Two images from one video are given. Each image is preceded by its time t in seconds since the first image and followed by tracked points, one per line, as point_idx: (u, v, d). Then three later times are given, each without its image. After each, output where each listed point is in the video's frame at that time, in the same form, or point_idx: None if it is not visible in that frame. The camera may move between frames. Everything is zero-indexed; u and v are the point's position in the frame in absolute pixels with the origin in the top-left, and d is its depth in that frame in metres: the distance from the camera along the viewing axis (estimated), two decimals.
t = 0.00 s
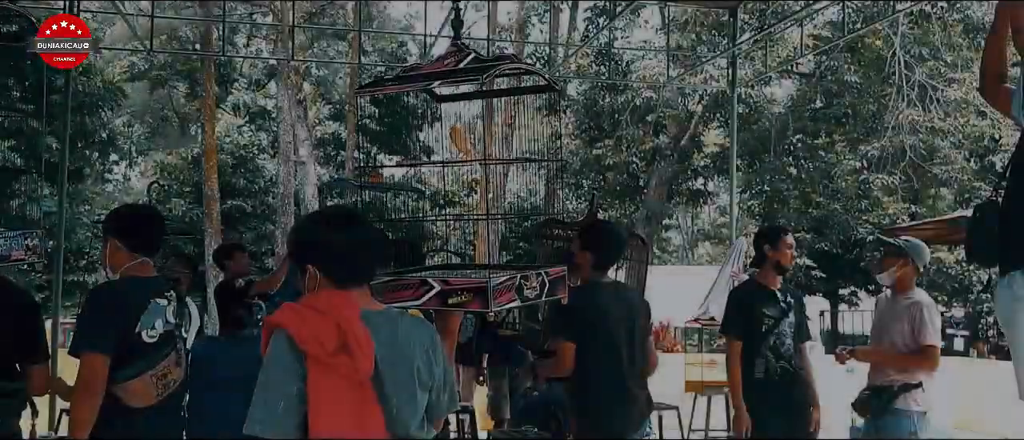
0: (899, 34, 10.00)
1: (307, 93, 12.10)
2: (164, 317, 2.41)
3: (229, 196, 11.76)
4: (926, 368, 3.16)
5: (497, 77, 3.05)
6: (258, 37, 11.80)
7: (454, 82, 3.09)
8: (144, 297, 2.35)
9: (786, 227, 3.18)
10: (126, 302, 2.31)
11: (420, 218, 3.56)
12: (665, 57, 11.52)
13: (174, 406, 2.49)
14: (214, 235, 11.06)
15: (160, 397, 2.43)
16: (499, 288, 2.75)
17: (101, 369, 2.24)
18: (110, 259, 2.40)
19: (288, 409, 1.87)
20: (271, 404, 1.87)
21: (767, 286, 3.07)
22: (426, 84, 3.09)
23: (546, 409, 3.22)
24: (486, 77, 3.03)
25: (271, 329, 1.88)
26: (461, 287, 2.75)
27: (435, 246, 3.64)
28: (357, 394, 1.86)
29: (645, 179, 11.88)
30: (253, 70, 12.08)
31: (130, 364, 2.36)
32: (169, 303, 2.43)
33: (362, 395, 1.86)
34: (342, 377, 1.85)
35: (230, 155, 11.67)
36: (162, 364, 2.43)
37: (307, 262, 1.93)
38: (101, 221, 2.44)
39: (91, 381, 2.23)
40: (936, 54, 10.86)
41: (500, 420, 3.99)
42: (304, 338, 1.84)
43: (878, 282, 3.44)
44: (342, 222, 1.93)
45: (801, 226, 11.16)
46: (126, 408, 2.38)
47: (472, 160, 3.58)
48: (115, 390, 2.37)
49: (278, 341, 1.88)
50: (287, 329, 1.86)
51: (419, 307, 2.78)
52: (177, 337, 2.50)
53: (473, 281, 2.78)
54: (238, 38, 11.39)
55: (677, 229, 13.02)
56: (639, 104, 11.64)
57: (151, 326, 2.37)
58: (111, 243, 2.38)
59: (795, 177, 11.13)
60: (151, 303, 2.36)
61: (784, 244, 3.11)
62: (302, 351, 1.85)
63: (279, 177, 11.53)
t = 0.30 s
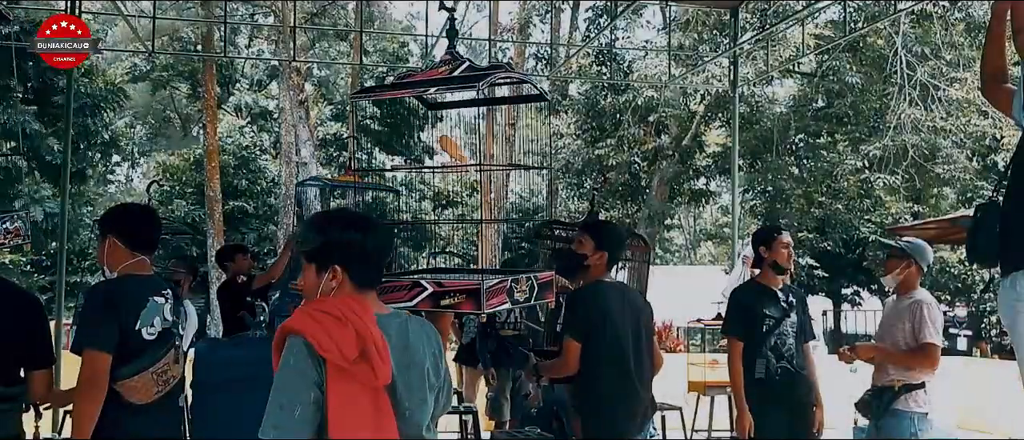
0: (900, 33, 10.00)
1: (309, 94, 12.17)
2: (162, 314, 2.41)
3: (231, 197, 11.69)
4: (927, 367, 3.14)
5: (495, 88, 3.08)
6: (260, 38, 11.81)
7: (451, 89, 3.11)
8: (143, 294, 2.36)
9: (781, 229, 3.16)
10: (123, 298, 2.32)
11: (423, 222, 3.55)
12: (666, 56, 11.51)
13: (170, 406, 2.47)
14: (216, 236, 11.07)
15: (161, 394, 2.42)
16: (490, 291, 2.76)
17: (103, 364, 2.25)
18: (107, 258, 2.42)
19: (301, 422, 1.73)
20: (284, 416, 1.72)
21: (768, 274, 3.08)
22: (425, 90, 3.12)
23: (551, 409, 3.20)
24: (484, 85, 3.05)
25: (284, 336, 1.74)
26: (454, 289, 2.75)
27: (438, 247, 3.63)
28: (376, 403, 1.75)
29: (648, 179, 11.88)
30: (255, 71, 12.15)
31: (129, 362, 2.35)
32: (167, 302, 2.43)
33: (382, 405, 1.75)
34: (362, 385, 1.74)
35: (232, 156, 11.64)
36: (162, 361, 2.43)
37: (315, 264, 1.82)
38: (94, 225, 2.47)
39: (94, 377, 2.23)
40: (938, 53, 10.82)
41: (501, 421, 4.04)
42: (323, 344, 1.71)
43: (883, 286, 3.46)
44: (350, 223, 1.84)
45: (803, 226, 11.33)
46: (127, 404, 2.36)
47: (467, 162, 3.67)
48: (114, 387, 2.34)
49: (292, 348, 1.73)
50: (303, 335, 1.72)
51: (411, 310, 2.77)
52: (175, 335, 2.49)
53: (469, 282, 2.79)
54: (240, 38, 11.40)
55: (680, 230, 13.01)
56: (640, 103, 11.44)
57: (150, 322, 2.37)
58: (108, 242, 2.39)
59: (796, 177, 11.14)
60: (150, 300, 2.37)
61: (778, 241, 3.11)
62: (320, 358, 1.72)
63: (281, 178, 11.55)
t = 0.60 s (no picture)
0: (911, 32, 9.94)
1: (318, 97, 12.20)
2: (184, 320, 2.52)
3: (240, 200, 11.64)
4: (937, 366, 3.15)
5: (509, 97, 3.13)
6: (269, 42, 11.84)
7: (465, 95, 3.13)
8: (171, 299, 2.46)
9: (787, 229, 3.25)
10: (151, 304, 2.41)
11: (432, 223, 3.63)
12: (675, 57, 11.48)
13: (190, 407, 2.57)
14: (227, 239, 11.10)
15: (186, 396, 2.55)
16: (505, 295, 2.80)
17: (134, 367, 2.34)
18: (129, 264, 2.50)
19: (331, 426, 1.74)
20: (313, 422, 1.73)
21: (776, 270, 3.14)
22: (439, 96, 3.13)
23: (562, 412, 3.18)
24: (500, 90, 3.09)
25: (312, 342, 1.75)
26: (469, 294, 2.75)
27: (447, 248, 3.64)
28: (403, 408, 1.77)
29: (657, 180, 11.82)
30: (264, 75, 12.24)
31: (155, 366, 2.46)
32: (187, 307, 2.53)
33: (409, 411, 1.78)
34: (390, 391, 1.76)
35: (242, 160, 11.52)
36: (188, 365, 2.55)
37: (339, 271, 1.85)
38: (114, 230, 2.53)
39: (125, 381, 2.33)
40: (948, 51, 10.70)
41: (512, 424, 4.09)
42: (353, 350, 1.74)
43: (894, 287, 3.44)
44: (373, 230, 1.88)
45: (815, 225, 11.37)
46: (155, 407, 2.49)
47: (471, 170, 3.76)
48: (143, 390, 2.46)
49: (321, 353, 1.75)
50: (333, 340, 1.74)
51: (421, 314, 2.75)
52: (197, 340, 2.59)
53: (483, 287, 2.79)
54: (249, 42, 11.43)
55: (690, 230, 12.96)
56: (649, 103, 11.50)
57: (175, 328, 2.48)
58: (131, 246, 2.49)
59: (806, 177, 11.13)
60: (173, 306, 2.46)
61: (778, 241, 3.19)
62: (350, 364, 1.74)
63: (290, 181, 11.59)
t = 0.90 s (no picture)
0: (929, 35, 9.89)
1: (335, 105, 12.27)
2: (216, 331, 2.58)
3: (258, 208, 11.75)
4: (956, 372, 3.13)
5: (516, 114, 3.27)
6: (286, 50, 11.91)
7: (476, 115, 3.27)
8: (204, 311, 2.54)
9: (794, 231, 3.36)
10: (183, 317, 2.49)
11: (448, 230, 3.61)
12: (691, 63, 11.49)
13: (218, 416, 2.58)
14: (244, 247, 11.16)
15: (221, 407, 2.59)
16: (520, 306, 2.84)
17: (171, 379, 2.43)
18: (161, 277, 2.72)
19: (362, 429, 1.77)
20: (343, 426, 1.76)
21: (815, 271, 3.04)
22: (447, 111, 3.28)
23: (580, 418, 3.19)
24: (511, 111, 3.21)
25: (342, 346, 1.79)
26: (483, 306, 2.77)
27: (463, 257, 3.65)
28: (429, 414, 1.82)
29: (673, 185, 11.81)
30: (282, 83, 12.34)
31: (189, 378, 2.52)
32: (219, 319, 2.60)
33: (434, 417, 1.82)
34: (417, 395, 1.80)
35: (259, 167, 11.65)
36: (222, 377, 2.58)
37: (366, 278, 1.91)
38: (143, 244, 2.75)
39: (163, 391, 2.42)
40: (966, 55, 10.69)
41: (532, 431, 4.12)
42: (383, 355, 1.79)
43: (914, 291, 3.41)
44: (397, 241, 1.95)
45: (833, 232, 10.93)
46: (190, 420, 2.53)
47: (466, 184, 3.64)
48: (181, 405, 2.51)
49: (351, 358, 1.79)
50: (363, 346, 1.79)
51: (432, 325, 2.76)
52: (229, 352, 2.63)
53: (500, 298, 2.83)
54: (266, 51, 11.51)
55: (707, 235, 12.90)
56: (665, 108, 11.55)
57: (209, 339, 2.54)
58: (161, 259, 2.70)
59: (823, 181, 11.00)
60: (207, 317, 2.54)
61: (792, 247, 3.28)
62: (379, 369, 1.79)
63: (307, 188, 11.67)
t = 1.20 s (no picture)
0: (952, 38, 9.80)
1: (356, 113, 12.34)
2: (238, 340, 2.70)
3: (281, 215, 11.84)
4: (985, 378, 3.10)
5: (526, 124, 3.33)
6: (307, 58, 11.99)
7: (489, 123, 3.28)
8: (226, 320, 2.65)
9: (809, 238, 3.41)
10: (206, 328, 2.58)
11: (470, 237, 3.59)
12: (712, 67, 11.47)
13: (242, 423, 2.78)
14: (267, 253, 11.24)
15: (241, 414, 2.73)
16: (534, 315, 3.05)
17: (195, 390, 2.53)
18: (185, 285, 2.75)
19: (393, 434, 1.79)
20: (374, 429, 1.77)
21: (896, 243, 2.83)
22: (462, 120, 3.28)
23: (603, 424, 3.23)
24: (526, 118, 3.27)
25: (376, 351, 1.82)
26: (497, 315, 2.99)
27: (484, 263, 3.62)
28: (458, 420, 1.84)
29: (694, 191, 11.78)
30: (304, 91, 12.43)
31: (211, 388, 2.63)
32: (241, 328, 2.72)
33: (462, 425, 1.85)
34: (446, 402, 1.84)
35: (282, 175, 11.75)
36: (240, 387, 2.72)
37: (399, 287, 1.97)
38: (165, 251, 2.78)
39: (186, 402, 2.51)
40: (990, 57, 10.52)
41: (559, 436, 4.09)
42: (416, 360, 1.82)
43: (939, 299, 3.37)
44: (430, 254, 2.00)
45: (856, 236, 10.98)
46: (211, 428, 2.66)
47: (478, 191, 3.63)
48: (202, 412, 2.64)
49: (382, 363, 1.81)
50: (396, 351, 1.82)
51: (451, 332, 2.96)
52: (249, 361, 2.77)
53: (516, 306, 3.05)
54: (288, 60, 11.59)
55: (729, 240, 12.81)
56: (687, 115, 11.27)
57: (231, 348, 2.66)
58: (186, 265, 2.73)
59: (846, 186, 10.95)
60: (229, 327, 2.64)
61: (807, 254, 3.34)
62: (412, 375, 1.81)
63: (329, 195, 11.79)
